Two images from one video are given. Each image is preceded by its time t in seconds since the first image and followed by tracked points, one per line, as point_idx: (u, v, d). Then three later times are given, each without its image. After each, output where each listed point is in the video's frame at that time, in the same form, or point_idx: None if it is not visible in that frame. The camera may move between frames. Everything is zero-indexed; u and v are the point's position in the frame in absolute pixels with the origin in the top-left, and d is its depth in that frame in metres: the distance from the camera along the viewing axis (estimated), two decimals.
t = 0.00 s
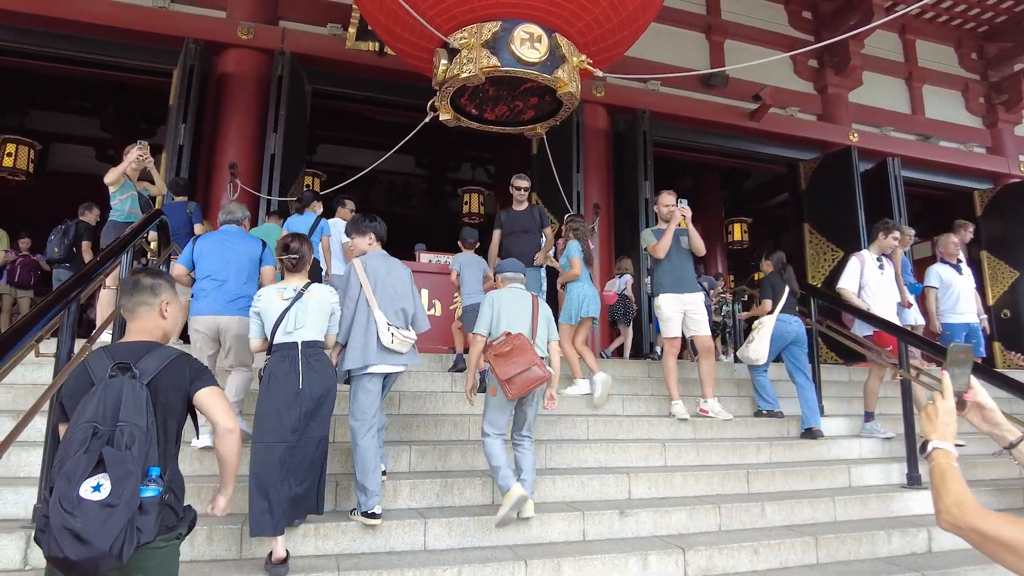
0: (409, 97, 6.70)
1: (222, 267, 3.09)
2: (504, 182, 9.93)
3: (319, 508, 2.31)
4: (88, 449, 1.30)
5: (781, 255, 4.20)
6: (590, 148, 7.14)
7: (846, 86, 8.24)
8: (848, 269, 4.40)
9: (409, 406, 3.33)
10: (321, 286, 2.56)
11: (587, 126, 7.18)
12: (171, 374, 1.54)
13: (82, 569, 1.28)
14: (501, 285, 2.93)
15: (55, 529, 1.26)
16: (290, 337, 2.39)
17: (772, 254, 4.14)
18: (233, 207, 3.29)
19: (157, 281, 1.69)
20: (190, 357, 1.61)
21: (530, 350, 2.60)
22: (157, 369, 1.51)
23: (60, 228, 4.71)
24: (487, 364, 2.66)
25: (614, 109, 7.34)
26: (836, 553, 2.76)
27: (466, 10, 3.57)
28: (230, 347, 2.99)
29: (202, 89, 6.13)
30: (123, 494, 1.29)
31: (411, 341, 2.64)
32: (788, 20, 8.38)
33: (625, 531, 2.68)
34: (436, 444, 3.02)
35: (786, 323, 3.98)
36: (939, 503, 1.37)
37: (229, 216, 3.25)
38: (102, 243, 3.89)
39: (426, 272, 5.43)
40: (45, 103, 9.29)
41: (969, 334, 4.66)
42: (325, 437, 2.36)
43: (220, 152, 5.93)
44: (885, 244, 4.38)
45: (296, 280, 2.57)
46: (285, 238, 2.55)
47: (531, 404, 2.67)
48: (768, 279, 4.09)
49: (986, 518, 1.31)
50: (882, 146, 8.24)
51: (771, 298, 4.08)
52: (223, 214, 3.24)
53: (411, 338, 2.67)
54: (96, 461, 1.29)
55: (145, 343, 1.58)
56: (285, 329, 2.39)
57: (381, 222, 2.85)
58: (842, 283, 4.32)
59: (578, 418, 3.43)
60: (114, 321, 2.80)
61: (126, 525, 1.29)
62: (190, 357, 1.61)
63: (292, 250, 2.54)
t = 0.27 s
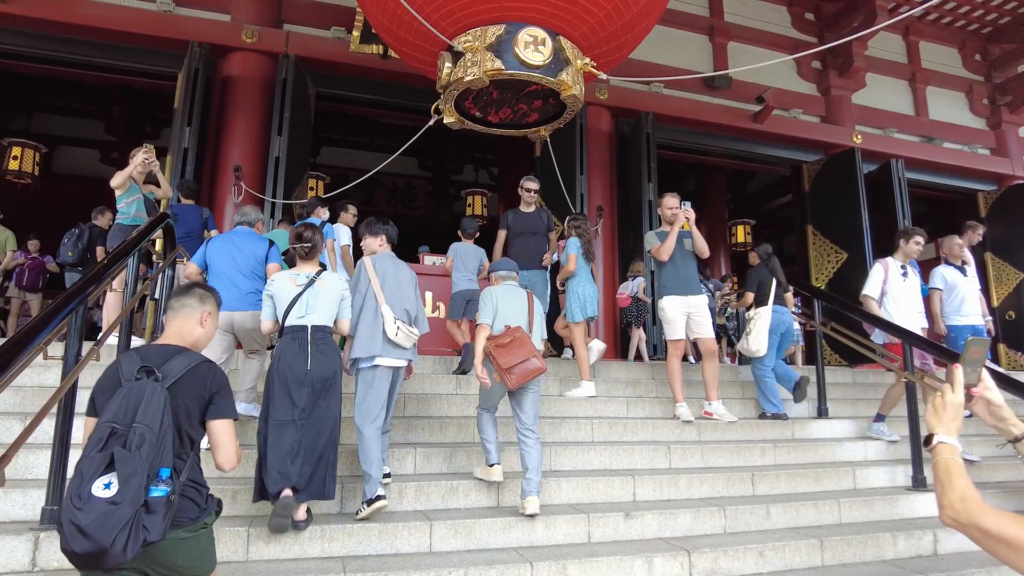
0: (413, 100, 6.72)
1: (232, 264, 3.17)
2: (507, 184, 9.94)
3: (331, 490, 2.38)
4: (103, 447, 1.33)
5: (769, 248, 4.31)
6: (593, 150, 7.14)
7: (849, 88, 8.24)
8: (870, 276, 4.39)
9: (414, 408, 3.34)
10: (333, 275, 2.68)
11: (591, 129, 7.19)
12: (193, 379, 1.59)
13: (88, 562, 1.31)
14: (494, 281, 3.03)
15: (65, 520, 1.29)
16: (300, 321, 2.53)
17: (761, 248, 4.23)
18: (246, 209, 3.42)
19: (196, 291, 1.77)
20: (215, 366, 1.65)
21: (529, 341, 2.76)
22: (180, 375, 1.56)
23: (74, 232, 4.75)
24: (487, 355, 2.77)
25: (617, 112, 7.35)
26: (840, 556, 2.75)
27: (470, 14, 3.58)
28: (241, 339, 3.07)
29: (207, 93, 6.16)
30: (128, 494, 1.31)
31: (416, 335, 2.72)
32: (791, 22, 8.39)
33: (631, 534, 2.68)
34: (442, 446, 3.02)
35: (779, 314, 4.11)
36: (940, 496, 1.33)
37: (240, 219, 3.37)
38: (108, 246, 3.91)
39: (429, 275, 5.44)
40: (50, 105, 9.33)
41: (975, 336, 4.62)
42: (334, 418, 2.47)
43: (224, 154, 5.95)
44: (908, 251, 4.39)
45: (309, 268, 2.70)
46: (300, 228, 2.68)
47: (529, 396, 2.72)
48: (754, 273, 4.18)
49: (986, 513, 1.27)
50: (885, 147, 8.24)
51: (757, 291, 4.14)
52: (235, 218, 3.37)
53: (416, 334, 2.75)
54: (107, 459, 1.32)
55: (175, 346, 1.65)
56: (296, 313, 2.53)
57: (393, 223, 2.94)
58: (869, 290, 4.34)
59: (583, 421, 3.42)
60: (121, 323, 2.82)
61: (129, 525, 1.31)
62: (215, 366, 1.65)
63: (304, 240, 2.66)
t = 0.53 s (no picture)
0: (415, 102, 6.73)
1: (251, 256, 3.45)
2: (510, 185, 9.95)
3: (336, 482, 2.40)
4: (156, 421, 1.49)
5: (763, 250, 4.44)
6: (595, 152, 7.15)
7: (851, 89, 8.25)
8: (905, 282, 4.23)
9: (417, 409, 3.34)
10: (335, 273, 2.70)
11: (593, 130, 7.20)
12: (237, 365, 1.76)
13: (136, 524, 1.46)
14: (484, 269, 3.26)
15: (120, 483, 1.45)
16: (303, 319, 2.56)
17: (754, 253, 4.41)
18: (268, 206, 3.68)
19: (242, 286, 1.95)
20: (256, 355, 1.83)
21: (519, 326, 2.86)
22: (225, 361, 1.73)
23: (80, 235, 4.75)
24: (479, 339, 2.86)
25: (619, 113, 7.36)
26: (844, 557, 2.76)
27: (473, 17, 3.58)
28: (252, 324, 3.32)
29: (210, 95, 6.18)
30: (179, 465, 1.46)
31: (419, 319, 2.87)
32: (793, 23, 8.40)
33: (634, 535, 2.68)
34: (444, 448, 3.02)
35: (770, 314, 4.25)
36: (943, 492, 1.33)
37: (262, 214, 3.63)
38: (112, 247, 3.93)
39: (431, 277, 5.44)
40: (53, 108, 9.36)
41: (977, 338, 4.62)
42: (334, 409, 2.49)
43: (227, 156, 5.97)
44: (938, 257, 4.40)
45: (311, 267, 2.73)
46: (302, 227, 2.71)
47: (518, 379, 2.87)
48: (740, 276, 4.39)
49: (989, 509, 1.27)
50: (887, 148, 8.24)
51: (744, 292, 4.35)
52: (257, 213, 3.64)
53: (419, 317, 2.91)
54: (159, 432, 1.48)
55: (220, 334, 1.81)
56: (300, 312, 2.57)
57: (403, 213, 3.10)
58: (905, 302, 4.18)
59: (586, 423, 3.41)
60: (125, 324, 2.83)
61: (178, 492, 1.46)
62: (256, 356, 1.83)
63: (303, 240, 2.69)
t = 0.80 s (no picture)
0: (417, 104, 6.75)
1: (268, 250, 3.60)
2: (511, 187, 9.97)
3: (332, 464, 2.50)
4: (185, 402, 1.55)
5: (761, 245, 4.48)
6: (597, 154, 7.16)
7: (852, 90, 8.26)
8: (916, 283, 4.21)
9: (420, 411, 3.35)
10: (328, 265, 2.81)
11: (594, 132, 7.21)
12: (259, 351, 1.84)
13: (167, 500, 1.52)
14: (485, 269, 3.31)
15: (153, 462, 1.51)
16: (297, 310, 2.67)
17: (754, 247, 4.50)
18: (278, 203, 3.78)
19: (259, 274, 2.03)
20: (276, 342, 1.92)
21: (513, 323, 2.91)
22: (248, 346, 1.81)
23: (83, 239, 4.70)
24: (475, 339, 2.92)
25: (621, 115, 7.37)
26: (847, 559, 2.75)
27: (475, 19, 3.59)
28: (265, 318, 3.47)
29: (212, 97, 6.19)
30: (209, 444, 1.53)
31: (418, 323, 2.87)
32: (795, 25, 8.41)
33: (638, 536, 2.68)
34: (447, 449, 3.03)
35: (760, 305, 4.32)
36: (945, 484, 1.33)
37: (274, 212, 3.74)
38: (116, 249, 3.94)
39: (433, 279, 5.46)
40: (55, 110, 9.37)
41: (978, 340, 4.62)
42: (329, 397, 2.58)
43: (230, 158, 5.98)
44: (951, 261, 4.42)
45: (305, 259, 2.82)
46: (296, 221, 2.78)
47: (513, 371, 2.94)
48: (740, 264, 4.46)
49: (992, 504, 1.27)
50: (888, 150, 8.24)
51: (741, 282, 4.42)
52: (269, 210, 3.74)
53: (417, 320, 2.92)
54: (189, 412, 1.54)
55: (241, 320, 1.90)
56: (294, 302, 2.68)
57: (396, 215, 3.09)
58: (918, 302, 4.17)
59: (588, 425, 3.41)
60: (129, 326, 2.84)
61: (208, 470, 1.52)
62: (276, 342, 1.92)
63: (297, 234, 2.76)
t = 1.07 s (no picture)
0: (419, 106, 6.76)
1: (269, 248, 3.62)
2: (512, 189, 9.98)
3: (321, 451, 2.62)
4: (210, 398, 1.70)
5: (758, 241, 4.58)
6: (599, 156, 7.17)
7: (853, 92, 8.27)
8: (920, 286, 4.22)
9: (422, 412, 3.35)
10: (326, 259, 2.95)
11: (596, 134, 7.22)
12: (272, 345, 1.95)
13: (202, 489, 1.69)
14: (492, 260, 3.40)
15: (185, 453, 1.67)
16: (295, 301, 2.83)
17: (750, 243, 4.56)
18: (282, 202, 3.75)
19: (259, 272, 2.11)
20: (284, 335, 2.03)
21: (513, 312, 3.07)
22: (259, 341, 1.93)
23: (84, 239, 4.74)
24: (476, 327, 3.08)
25: (622, 117, 7.38)
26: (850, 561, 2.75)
27: (478, 21, 3.60)
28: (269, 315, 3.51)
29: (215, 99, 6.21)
30: (236, 436, 1.70)
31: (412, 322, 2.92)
32: (796, 27, 8.42)
33: (641, 538, 2.68)
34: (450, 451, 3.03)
35: (752, 304, 4.40)
36: (950, 478, 1.33)
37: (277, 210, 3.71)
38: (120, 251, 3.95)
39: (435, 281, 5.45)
40: (58, 112, 9.41)
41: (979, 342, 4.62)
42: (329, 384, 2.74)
43: (232, 160, 5.99)
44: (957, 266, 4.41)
45: (305, 253, 2.98)
46: (298, 217, 2.96)
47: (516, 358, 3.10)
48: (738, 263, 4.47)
49: (997, 498, 1.28)
50: (890, 152, 8.25)
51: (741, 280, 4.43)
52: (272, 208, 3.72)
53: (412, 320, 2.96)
54: (215, 408, 1.70)
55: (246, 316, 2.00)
56: (292, 292, 2.84)
57: (383, 217, 3.13)
58: (926, 305, 4.15)
59: (590, 426, 3.41)
60: (133, 328, 2.85)
61: (237, 459, 1.71)
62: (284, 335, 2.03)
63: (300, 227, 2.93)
